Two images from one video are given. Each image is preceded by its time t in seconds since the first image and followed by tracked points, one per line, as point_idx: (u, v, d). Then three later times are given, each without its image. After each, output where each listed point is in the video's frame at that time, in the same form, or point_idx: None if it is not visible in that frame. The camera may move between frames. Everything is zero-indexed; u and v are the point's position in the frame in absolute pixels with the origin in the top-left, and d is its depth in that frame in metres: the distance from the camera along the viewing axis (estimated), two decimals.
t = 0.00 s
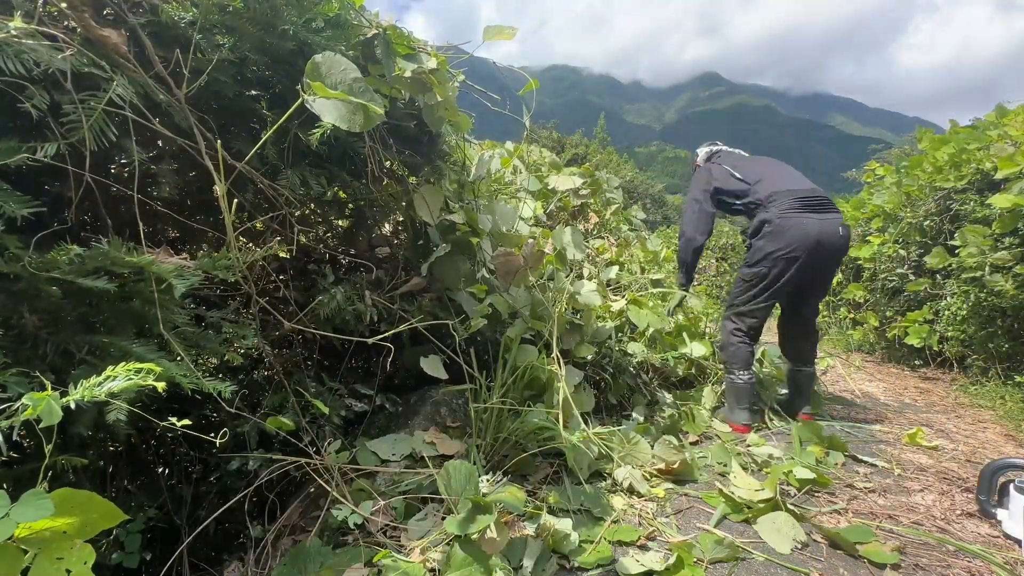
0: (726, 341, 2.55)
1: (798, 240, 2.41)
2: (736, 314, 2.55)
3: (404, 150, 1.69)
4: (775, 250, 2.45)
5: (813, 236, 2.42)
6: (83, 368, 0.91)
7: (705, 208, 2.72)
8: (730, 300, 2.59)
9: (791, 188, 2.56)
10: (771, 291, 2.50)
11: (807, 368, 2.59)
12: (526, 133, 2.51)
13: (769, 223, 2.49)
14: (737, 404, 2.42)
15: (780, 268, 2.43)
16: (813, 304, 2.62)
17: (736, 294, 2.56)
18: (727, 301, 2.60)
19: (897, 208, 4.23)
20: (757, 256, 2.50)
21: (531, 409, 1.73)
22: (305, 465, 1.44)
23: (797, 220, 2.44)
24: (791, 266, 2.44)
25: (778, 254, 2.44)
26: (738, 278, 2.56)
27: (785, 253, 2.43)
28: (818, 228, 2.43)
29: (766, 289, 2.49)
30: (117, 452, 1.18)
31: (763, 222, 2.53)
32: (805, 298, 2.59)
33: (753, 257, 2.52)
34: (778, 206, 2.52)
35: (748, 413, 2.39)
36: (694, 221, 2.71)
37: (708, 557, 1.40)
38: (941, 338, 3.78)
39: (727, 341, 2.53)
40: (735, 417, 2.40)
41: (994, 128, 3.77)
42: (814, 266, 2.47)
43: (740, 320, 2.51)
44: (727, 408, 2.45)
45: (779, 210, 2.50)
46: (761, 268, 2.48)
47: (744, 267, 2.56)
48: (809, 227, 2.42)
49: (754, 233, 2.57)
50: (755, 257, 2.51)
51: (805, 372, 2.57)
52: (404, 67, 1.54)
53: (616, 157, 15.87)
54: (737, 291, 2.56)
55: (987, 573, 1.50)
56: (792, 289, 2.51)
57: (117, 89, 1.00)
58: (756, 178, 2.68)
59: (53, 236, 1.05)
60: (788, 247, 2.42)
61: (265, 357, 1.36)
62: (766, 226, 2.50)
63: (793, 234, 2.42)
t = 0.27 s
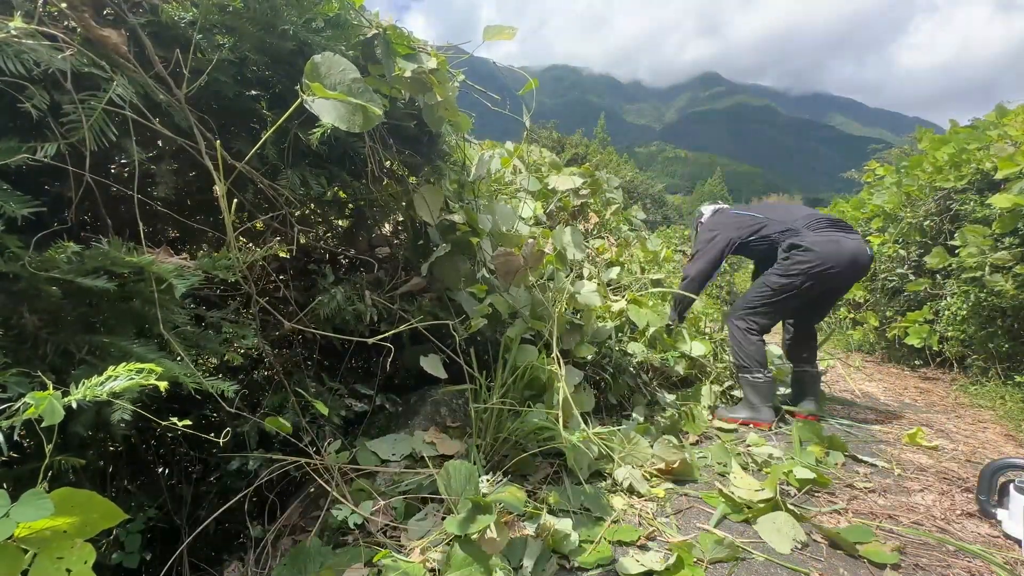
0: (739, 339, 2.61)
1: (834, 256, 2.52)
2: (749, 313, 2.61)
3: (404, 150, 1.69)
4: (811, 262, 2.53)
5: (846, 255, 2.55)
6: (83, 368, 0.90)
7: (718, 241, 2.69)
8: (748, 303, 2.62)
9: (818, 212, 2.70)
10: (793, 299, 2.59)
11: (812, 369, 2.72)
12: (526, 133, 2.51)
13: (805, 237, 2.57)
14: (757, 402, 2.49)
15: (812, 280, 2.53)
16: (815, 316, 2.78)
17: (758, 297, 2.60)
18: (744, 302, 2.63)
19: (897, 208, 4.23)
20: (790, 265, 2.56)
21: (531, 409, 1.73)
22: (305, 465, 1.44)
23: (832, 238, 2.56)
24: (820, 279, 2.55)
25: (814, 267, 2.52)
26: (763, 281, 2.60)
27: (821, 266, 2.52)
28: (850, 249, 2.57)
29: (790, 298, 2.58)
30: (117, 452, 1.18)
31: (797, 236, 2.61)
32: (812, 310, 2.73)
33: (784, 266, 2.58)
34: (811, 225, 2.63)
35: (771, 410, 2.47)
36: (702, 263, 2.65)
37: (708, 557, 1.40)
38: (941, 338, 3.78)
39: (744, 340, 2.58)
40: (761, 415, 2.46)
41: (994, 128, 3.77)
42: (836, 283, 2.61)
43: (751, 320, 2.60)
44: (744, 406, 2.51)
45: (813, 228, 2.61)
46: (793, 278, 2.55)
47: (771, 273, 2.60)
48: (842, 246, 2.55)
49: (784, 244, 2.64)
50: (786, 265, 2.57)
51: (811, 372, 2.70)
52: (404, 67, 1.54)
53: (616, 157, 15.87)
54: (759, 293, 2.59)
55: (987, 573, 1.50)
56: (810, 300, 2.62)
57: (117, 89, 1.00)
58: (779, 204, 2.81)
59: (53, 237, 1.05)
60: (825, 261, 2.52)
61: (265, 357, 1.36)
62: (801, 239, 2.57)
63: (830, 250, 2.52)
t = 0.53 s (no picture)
0: (739, 339, 2.61)
1: (842, 266, 2.56)
2: (750, 313, 2.62)
3: (404, 150, 1.69)
4: (820, 270, 2.55)
5: (853, 267, 2.59)
6: (83, 368, 0.90)
7: (722, 261, 2.69)
8: (751, 304, 2.62)
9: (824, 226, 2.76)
10: (797, 305, 2.61)
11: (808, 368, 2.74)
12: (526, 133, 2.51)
13: (815, 247, 2.60)
14: (758, 402, 2.48)
15: (820, 287, 2.56)
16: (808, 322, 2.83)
17: (764, 298, 2.60)
18: (748, 301, 2.62)
19: (897, 208, 4.23)
20: (799, 270, 2.57)
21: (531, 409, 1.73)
22: (305, 465, 1.44)
23: (840, 249, 2.60)
24: (827, 287, 2.58)
25: (823, 275, 2.55)
26: (770, 283, 2.60)
27: (830, 275, 2.55)
28: (856, 262, 2.62)
29: (795, 304, 2.60)
30: (118, 452, 1.18)
31: (806, 245, 2.64)
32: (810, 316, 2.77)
33: (792, 271, 2.60)
34: (819, 237, 2.67)
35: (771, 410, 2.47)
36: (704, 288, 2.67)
37: (708, 557, 1.40)
38: (941, 338, 3.77)
39: (745, 340, 2.58)
40: (761, 415, 2.46)
41: (994, 128, 3.77)
42: (839, 293, 2.65)
43: (752, 320, 2.61)
44: (744, 406, 2.51)
45: (820, 239, 2.65)
46: (801, 284, 2.56)
47: (779, 276, 2.61)
48: (849, 257, 2.59)
49: (793, 251, 2.66)
50: (794, 270, 2.59)
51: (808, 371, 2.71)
52: (404, 67, 1.54)
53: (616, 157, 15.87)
54: (765, 295, 2.59)
55: (987, 573, 1.50)
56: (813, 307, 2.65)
57: (117, 89, 1.00)
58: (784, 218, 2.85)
59: (53, 237, 1.05)
60: (833, 270, 2.55)
61: (265, 357, 1.36)
62: (810, 248, 2.60)
63: (838, 260, 2.56)
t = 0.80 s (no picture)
0: (738, 339, 2.61)
1: (841, 270, 2.56)
2: (749, 314, 2.63)
3: (404, 150, 1.69)
4: (820, 274, 2.55)
5: (852, 271, 2.59)
6: (83, 368, 0.90)
7: (725, 268, 2.74)
8: (750, 305, 2.63)
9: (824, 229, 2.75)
10: (796, 307, 2.62)
11: (807, 369, 2.74)
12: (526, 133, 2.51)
13: (814, 250, 2.60)
14: (758, 402, 2.48)
15: (819, 291, 2.56)
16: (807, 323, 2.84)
17: (763, 300, 2.60)
18: (747, 302, 2.63)
19: (897, 208, 4.23)
20: (798, 273, 2.58)
21: (531, 409, 1.73)
22: (305, 465, 1.44)
23: (840, 253, 2.60)
24: (826, 291, 2.58)
25: (822, 279, 2.55)
26: (770, 285, 2.60)
27: (829, 279, 2.55)
28: (855, 266, 2.61)
29: (794, 306, 2.61)
30: (117, 451, 1.18)
31: (805, 249, 2.64)
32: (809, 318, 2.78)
33: (791, 274, 2.60)
34: (819, 240, 2.67)
35: (771, 410, 2.47)
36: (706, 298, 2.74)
37: (708, 557, 1.40)
38: (941, 338, 3.77)
39: (744, 340, 2.59)
40: (761, 414, 2.45)
41: (994, 128, 3.77)
42: (839, 296, 2.65)
43: (751, 320, 2.62)
44: (744, 406, 2.51)
45: (820, 242, 2.65)
46: (800, 287, 2.57)
47: (779, 279, 2.61)
48: (848, 261, 2.58)
49: (793, 254, 2.66)
50: (793, 273, 2.59)
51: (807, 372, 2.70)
52: (404, 67, 1.54)
53: (616, 157, 15.86)
54: (764, 297, 2.60)
55: (987, 573, 1.49)
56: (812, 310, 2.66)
57: (117, 89, 1.00)
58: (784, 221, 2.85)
59: (53, 237, 1.06)
60: (832, 275, 2.55)
61: (265, 357, 1.36)
62: (810, 251, 2.60)
63: (838, 264, 2.56)
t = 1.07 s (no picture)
0: (740, 338, 2.60)
1: (843, 264, 2.55)
2: (752, 312, 2.61)
3: (404, 151, 1.69)
4: (821, 268, 2.55)
5: (854, 264, 2.58)
6: (83, 368, 0.90)
7: (730, 260, 2.78)
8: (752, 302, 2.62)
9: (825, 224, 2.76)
10: (799, 303, 2.61)
11: (809, 369, 2.73)
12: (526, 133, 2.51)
13: (815, 244, 2.60)
14: (758, 402, 2.48)
15: (821, 285, 2.55)
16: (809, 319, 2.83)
17: (765, 297, 2.60)
18: (749, 300, 2.62)
19: (897, 208, 4.23)
20: (800, 268, 2.57)
21: (531, 409, 1.73)
22: (305, 465, 1.44)
23: (842, 247, 2.59)
24: (828, 285, 2.57)
25: (824, 273, 2.55)
26: (772, 282, 2.60)
27: (830, 273, 2.55)
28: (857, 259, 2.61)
29: (797, 301, 2.60)
30: (117, 451, 1.18)
31: (806, 243, 2.64)
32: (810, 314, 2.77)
33: (793, 269, 2.60)
34: (819, 235, 2.67)
35: (771, 410, 2.47)
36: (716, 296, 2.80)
37: (708, 557, 1.40)
38: (940, 338, 3.78)
39: (746, 340, 2.57)
40: (761, 415, 2.45)
41: (994, 128, 3.77)
42: (841, 290, 2.64)
43: (753, 319, 2.60)
44: (744, 406, 2.51)
45: (820, 237, 2.65)
46: (802, 282, 2.56)
47: (780, 275, 2.61)
48: (850, 254, 2.58)
49: (794, 250, 2.66)
50: (795, 268, 2.59)
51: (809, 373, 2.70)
52: (404, 67, 1.54)
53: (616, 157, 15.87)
54: (766, 293, 2.59)
55: (987, 573, 1.49)
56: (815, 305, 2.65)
57: (117, 89, 1.00)
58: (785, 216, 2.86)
59: (53, 237, 1.06)
60: (834, 268, 2.54)
61: (265, 357, 1.36)
62: (812, 246, 2.60)
63: (839, 258, 2.55)
